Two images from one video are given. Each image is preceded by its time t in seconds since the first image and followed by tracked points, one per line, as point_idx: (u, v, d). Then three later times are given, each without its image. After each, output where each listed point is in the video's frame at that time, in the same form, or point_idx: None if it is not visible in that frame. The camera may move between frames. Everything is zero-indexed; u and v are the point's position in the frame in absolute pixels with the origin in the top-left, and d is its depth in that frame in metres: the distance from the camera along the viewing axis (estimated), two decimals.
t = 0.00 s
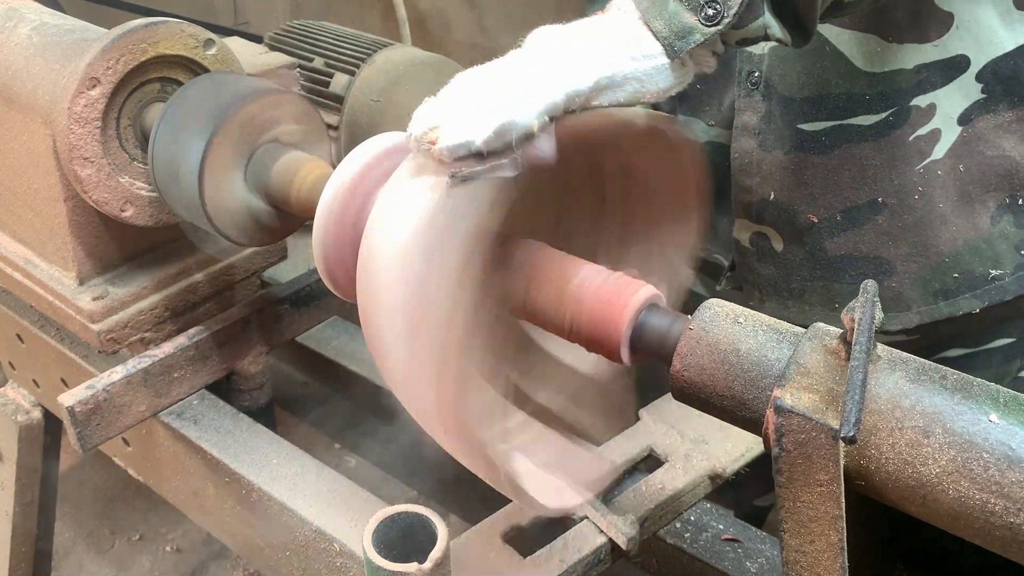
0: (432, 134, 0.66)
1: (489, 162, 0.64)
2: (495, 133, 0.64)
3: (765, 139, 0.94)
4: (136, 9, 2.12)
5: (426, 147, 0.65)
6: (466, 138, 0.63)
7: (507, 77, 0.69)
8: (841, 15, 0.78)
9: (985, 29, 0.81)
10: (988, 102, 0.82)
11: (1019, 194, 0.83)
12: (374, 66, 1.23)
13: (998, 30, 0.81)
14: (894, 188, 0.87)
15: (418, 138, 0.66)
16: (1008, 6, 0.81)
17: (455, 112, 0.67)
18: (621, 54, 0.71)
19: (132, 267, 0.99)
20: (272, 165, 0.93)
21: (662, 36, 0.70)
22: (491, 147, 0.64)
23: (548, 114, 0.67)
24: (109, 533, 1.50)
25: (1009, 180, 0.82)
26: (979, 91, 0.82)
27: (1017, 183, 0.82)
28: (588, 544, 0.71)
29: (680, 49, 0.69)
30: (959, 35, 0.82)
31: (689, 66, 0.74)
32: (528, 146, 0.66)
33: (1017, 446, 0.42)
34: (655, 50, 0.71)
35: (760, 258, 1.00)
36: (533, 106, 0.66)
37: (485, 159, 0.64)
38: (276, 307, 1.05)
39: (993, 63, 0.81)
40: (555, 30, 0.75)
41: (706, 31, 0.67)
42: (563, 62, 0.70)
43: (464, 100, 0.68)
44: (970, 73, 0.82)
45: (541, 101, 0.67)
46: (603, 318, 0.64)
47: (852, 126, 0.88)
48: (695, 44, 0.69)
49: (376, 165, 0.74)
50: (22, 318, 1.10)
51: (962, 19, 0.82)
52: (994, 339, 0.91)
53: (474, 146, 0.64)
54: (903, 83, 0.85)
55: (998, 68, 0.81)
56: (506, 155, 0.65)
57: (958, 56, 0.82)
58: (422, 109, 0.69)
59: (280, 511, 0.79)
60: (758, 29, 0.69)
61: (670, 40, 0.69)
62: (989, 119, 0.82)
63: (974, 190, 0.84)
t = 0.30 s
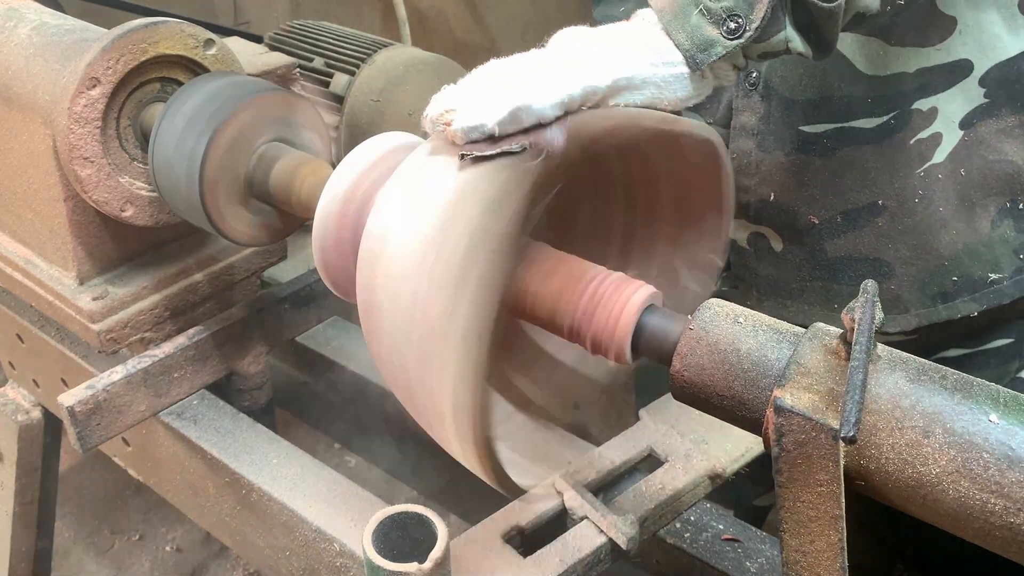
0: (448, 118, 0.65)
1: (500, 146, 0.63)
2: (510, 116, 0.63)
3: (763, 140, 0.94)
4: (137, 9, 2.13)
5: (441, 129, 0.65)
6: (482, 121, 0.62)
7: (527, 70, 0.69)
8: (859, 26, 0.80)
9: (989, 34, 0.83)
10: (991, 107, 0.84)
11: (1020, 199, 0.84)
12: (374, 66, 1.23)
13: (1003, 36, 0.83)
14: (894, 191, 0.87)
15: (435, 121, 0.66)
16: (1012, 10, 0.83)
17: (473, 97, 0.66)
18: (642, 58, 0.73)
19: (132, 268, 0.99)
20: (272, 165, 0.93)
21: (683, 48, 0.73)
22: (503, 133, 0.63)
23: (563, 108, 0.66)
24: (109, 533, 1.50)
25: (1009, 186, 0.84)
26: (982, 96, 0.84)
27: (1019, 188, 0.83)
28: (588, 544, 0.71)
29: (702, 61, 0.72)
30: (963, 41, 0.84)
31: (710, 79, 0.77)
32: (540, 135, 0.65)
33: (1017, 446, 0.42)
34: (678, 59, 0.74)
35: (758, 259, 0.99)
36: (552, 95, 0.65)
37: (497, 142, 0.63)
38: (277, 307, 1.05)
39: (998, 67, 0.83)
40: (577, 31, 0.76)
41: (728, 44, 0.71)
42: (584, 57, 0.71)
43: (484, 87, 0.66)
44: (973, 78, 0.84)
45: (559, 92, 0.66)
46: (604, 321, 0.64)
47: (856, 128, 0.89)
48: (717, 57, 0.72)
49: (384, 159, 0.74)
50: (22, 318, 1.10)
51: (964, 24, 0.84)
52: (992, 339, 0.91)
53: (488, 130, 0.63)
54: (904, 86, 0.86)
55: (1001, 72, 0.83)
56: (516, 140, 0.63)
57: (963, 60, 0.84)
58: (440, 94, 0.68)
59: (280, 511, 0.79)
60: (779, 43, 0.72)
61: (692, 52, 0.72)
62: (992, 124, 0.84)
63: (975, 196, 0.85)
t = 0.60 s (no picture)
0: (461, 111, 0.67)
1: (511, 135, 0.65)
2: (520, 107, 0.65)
3: (769, 143, 0.93)
4: (138, 9, 2.13)
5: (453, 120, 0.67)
6: (494, 113, 0.65)
7: (540, 68, 0.71)
8: (873, 31, 0.81)
9: (998, 36, 0.83)
10: (999, 108, 0.83)
11: None
12: (373, 66, 1.23)
13: (1010, 38, 0.83)
14: (901, 194, 0.87)
15: (446, 114, 0.68)
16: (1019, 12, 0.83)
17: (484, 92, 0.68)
18: (657, 59, 0.72)
19: (132, 268, 0.99)
20: (272, 165, 0.93)
21: (697, 53, 0.72)
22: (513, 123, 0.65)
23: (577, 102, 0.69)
24: (109, 533, 1.50)
25: (1016, 188, 0.84)
26: (989, 97, 0.83)
27: None
28: (588, 544, 0.71)
29: (714, 66, 0.72)
30: (970, 43, 0.84)
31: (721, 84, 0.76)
32: (553, 125, 0.66)
33: (1017, 446, 0.42)
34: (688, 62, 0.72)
35: (764, 261, 0.99)
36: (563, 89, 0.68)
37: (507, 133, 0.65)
38: (276, 307, 1.05)
39: (1004, 69, 0.83)
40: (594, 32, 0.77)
41: (741, 49, 0.70)
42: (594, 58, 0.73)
43: (497, 83, 0.69)
44: (980, 79, 0.84)
45: (572, 87, 0.69)
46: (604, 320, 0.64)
47: (861, 131, 0.89)
48: (730, 62, 0.71)
49: (382, 159, 0.75)
50: (21, 318, 1.10)
51: (972, 27, 0.84)
52: (994, 340, 0.91)
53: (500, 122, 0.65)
54: (911, 88, 0.86)
55: (1007, 75, 0.83)
56: (528, 130, 0.65)
57: (970, 62, 0.84)
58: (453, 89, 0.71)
59: (280, 511, 0.79)
60: (793, 47, 0.70)
61: (705, 57, 0.71)
62: (1001, 125, 0.83)
63: (981, 198, 0.85)
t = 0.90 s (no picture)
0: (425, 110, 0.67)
1: (468, 126, 0.65)
2: (477, 101, 0.64)
3: (765, 144, 0.94)
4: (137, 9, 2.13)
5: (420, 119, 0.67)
6: (454, 105, 0.65)
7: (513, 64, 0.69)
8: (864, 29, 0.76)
9: (990, 36, 0.82)
10: (994, 108, 0.82)
11: None
12: (373, 67, 1.23)
13: (1004, 37, 0.82)
14: (896, 194, 0.87)
15: (413, 113, 0.68)
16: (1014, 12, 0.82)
17: (454, 88, 0.67)
18: (625, 57, 0.72)
19: (132, 268, 0.99)
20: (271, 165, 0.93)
21: (658, 49, 0.71)
22: (471, 116, 0.65)
23: (534, 97, 0.66)
24: (109, 533, 1.50)
25: (1012, 187, 0.82)
26: (984, 98, 0.83)
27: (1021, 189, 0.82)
28: (588, 544, 0.71)
29: (675, 62, 0.71)
30: (964, 42, 0.83)
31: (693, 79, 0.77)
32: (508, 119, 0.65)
33: (1017, 446, 0.42)
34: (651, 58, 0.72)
35: (762, 261, 1.00)
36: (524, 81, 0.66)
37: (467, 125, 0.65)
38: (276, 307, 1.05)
39: (999, 69, 0.82)
40: (572, 36, 0.74)
41: (701, 44, 0.70)
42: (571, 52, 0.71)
43: (470, 79, 0.67)
44: (975, 80, 0.83)
45: (530, 81, 0.66)
46: (604, 319, 0.64)
47: (854, 132, 0.89)
48: (691, 57, 0.70)
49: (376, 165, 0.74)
50: (22, 318, 1.10)
51: (967, 27, 0.83)
52: (996, 339, 0.91)
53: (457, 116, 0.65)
54: (904, 89, 0.86)
55: (1003, 74, 0.82)
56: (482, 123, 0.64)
57: (964, 62, 0.83)
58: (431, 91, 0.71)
59: (280, 511, 0.79)
60: (755, 43, 0.72)
61: (666, 53, 0.71)
62: (995, 126, 0.82)
63: (977, 198, 0.84)
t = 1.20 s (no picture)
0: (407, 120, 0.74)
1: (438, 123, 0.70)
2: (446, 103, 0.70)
3: (768, 141, 0.94)
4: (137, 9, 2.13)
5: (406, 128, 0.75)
6: (429, 108, 0.71)
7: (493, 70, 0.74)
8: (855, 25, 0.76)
9: (988, 33, 0.82)
10: (993, 105, 0.83)
11: None
12: (375, 66, 1.23)
13: (1001, 35, 0.82)
14: (898, 191, 0.87)
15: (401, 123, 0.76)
16: (1009, 10, 0.82)
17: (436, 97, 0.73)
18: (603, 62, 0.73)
19: (131, 268, 0.99)
20: (271, 165, 0.93)
21: (635, 53, 0.72)
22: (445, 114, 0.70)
23: (508, 97, 0.71)
24: (109, 533, 1.50)
25: (1015, 183, 0.84)
26: (984, 95, 0.83)
27: None
28: (588, 544, 0.71)
29: (651, 65, 0.71)
30: (961, 39, 0.83)
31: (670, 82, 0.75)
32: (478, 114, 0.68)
33: (1017, 446, 0.42)
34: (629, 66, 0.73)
35: (768, 258, 1.00)
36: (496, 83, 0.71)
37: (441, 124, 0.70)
38: (276, 307, 1.05)
39: (997, 66, 0.82)
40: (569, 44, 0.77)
41: (676, 46, 0.70)
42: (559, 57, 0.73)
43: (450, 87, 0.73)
44: (974, 78, 0.83)
45: (505, 82, 0.71)
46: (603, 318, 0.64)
47: (855, 128, 0.88)
48: (664, 59, 0.70)
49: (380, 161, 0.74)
50: (22, 318, 1.10)
51: (962, 25, 0.82)
52: (999, 338, 0.91)
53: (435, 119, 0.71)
54: (903, 86, 0.85)
55: (1001, 72, 0.82)
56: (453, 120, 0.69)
57: (962, 60, 0.83)
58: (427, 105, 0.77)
59: (280, 511, 0.79)
60: (730, 46, 0.70)
61: (642, 55, 0.71)
62: (995, 122, 0.83)
63: (983, 195, 0.85)
